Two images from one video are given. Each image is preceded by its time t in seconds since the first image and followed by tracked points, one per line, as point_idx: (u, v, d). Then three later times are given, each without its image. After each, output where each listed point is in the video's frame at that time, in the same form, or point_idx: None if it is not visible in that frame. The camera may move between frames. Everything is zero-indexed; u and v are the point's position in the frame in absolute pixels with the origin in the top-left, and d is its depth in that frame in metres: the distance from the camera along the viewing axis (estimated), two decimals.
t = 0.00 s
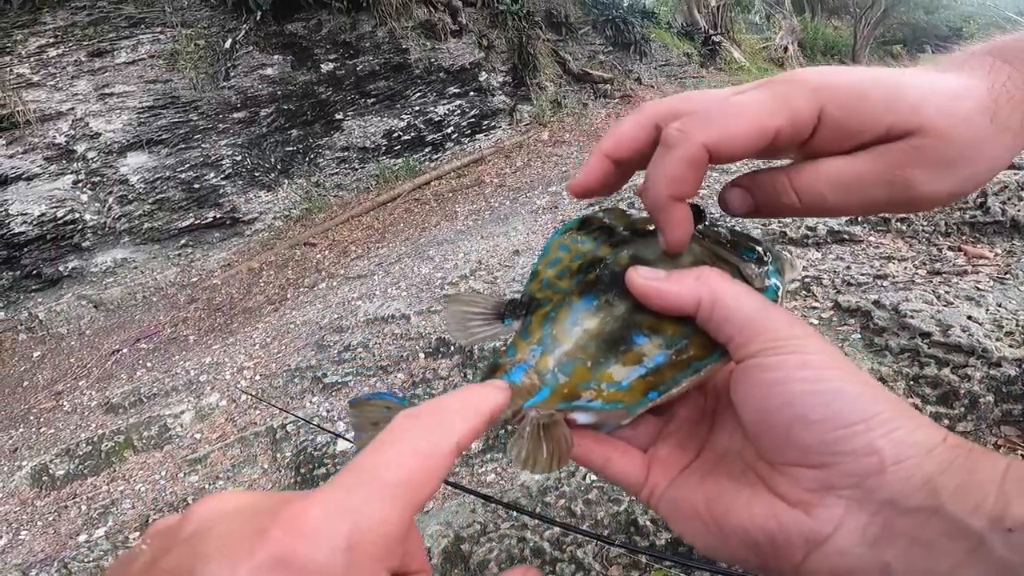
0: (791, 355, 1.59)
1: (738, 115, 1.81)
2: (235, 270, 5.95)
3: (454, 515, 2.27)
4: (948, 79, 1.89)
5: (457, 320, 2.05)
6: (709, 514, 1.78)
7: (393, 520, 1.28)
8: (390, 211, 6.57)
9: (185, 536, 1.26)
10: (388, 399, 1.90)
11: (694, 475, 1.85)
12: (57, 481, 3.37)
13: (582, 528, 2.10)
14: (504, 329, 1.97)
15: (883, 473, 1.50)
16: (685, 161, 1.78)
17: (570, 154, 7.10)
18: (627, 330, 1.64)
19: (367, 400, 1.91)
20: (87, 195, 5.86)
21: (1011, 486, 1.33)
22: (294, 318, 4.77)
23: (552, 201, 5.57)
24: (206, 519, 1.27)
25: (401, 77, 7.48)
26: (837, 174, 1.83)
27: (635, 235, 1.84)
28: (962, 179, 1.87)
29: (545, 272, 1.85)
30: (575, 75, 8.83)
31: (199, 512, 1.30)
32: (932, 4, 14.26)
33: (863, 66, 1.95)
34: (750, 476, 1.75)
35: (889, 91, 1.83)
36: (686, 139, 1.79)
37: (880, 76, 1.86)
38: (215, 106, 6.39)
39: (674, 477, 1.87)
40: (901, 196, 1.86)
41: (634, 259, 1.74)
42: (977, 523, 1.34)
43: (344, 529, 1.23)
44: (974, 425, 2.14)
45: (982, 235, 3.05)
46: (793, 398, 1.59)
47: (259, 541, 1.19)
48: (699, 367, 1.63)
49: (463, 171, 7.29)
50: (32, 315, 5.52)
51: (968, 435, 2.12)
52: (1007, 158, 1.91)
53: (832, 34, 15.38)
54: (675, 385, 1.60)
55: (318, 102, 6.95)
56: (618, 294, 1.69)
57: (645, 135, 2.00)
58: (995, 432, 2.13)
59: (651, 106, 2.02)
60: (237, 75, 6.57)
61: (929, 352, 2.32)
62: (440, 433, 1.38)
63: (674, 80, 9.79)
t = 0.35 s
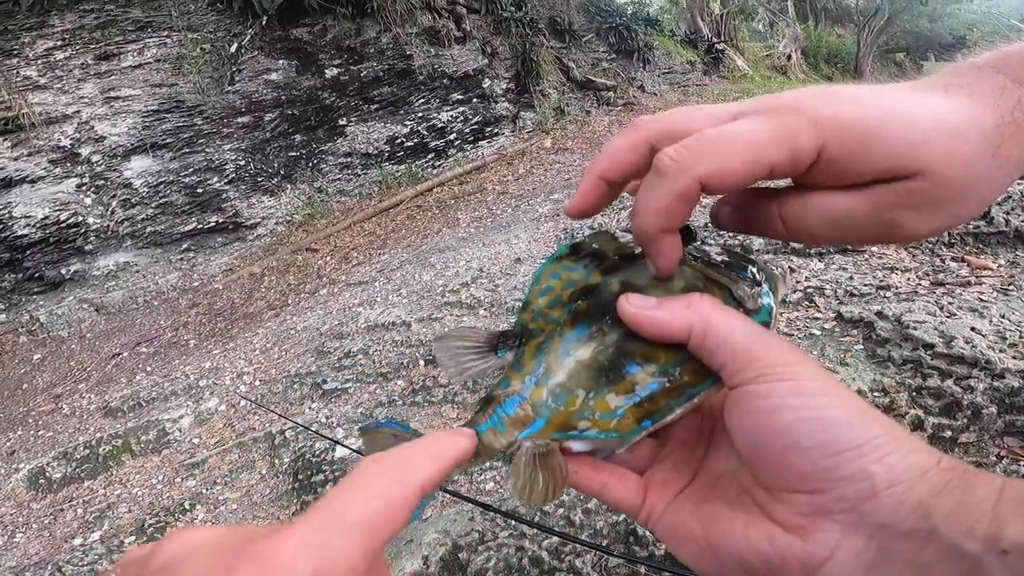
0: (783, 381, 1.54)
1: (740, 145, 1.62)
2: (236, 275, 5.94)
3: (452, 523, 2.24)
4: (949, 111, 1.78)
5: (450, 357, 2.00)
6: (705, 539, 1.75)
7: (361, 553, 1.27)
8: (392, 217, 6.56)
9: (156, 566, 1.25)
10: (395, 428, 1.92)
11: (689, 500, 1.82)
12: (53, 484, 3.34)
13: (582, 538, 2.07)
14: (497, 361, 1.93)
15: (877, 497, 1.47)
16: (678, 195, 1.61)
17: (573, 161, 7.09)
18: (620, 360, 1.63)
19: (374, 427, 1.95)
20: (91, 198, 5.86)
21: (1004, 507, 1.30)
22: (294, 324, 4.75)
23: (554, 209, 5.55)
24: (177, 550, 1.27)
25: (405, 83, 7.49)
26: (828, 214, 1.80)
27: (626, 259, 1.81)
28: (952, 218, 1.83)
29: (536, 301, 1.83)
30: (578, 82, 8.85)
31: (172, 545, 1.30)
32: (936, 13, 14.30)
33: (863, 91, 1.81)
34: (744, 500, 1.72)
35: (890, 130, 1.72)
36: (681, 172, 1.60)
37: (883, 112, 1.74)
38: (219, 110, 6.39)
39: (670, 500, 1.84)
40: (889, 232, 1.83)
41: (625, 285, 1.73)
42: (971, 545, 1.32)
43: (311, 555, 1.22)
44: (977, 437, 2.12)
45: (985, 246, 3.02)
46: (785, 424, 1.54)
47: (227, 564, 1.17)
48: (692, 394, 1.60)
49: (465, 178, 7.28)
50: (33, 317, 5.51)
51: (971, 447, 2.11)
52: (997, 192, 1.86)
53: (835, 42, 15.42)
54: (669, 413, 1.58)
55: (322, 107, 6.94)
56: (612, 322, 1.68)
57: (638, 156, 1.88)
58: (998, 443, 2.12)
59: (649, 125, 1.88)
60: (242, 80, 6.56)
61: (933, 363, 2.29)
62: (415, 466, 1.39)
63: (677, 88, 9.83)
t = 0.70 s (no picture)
0: (783, 384, 1.55)
1: (708, 139, 1.69)
2: (236, 278, 5.94)
3: (451, 526, 2.23)
4: (924, 116, 1.75)
5: (453, 359, 2.00)
6: (702, 538, 1.74)
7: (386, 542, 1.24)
8: (392, 220, 6.57)
9: (178, 553, 1.22)
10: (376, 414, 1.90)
11: (686, 501, 1.81)
12: (51, 486, 3.33)
13: (581, 540, 2.06)
14: (500, 357, 1.94)
15: (875, 498, 1.47)
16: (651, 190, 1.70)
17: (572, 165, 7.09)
18: (622, 359, 1.65)
19: (354, 412, 1.91)
20: (91, 201, 5.86)
21: (1001, 506, 1.29)
22: (294, 327, 4.75)
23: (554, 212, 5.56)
24: (199, 537, 1.23)
25: (405, 86, 7.49)
26: (799, 211, 1.81)
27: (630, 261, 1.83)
28: (924, 223, 1.80)
29: (539, 300, 1.84)
30: (578, 86, 8.88)
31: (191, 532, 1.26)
32: (937, 16, 14.35)
33: (841, 87, 1.79)
34: (742, 501, 1.71)
35: (861, 128, 1.71)
36: (647, 164, 1.70)
37: (855, 109, 1.72)
38: (220, 113, 6.40)
39: (668, 501, 1.83)
40: (858, 234, 1.83)
41: (628, 286, 1.74)
42: (967, 545, 1.30)
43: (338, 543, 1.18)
44: (976, 439, 2.12)
45: (986, 249, 3.01)
46: (783, 425, 1.55)
47: (252, 553, 1.14)
48: (693, 395, 1.61)
49: (465, 181, 7.28)
50: (32, 319, 5.51)
51: (970, 450, 2.11)
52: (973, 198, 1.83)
53: (835, 45, 15.48)
54: (670, 413, 1.59)
55: (322, 110, 6.95)
56: (613, 325, 1.70)
57: (623, 147, 1.93)
58: (998, 446, 2.10)
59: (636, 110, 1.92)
60: (243, 82, 6.55)
61: (932, 366, 2.29)
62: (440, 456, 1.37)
63: (677, 91, 9.88)
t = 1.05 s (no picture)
0: (786, 393, 1.53)
1: (657, 146, 1.77)
2: (237, 276, 5.94)
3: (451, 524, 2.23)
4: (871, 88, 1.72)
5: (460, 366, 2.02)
6: (702, 544, 1.74)
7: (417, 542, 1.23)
8: (393, 219, 6.57)
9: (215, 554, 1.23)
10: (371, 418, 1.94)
11: (686, 507, 1.80)
12: (51, 483, 3.34)
13: (580, 539, 2.07)
14: (504, 363, 1.96)
15: (873, 507, 1.50)
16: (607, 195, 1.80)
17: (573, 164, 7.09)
18: (625, 366, 1.63)
19: (345, 416, 1.96)
20: (92, 198, 5.86)
21: (994, 519, 1.39)
22: (294, 324, 4.75)
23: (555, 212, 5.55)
24: (235, 538, 1.25)
25: (407, 85, 7.49)
26: (763, 187, 1.72)
27: (632, 265, 1.83)
28: (895, 190, 1.69)
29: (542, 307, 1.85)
30: (579, 85, 8.89)
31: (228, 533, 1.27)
32: (939, 17, 14.35)
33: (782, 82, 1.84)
34: (742, 507, 1.71)
35: (809, 96, 1.68)
36: (607, 174, 1.82)
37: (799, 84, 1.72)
38: (222, 111, 6.40)
39: (667, 506, 1.81)
40: (828, 206, 1.71)
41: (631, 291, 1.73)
42: (961, 551, 1.41)
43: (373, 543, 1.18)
44: (975, 440, 2.11)
45: (985, 250, 3.00)
46: (786, 434, 1.54)
47: (290, 557, 1.14)
48: (697, 403, 1.61)
49: (466, 180, 7.28)
50: (33, 317, 5.52)
51: (968, 449, 2.10)
52: (947, 168, 1.71)
53: (837, 45, 15.48)
54: (672, 421, 1.60)
55: (324, 109, 6.95)
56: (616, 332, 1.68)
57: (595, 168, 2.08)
58: (997, 446, 2.09)
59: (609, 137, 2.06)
60: (245, 81, 6.55)
61: (931, 366, 2.29)
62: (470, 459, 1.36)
63: (678, 90, 9.89)
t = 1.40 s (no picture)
0: (791, 403, 1.50)
1: (668, 156, 1.75)
2: (239, 276, 5.94)
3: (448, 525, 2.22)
4: (867, 96, 1.70)
5: (471, 373, 1.95)
6: (708, 555, 1.69)
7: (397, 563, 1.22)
8: (396, 221, 6.56)
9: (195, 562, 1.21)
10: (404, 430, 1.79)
11: (692, 517, 1.77)
12: (48, 481, 3.33)
13: (577, 543, 2.05)
14: (518, 373, 1.89)
15: (879, 518, 1.45)
16: (623, 206, 1.79)
17: (576, 169, 7.09)
18: (639, 378, 1.61)
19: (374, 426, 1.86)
20: (97, 196, 5.86)
21: (996, 531, 1.31)
22: (296, 325, 4.75)
23: (557, 216, 5.55)
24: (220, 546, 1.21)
25: (412, 87, 7.50)
26: (768, 198, 1.71)
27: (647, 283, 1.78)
28: (895, 198, 1.67)
29: (559, 317, 1.81)
30: (583, 90, 8.92)
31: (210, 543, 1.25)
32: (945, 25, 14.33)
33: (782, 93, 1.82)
34: (747, 518, 1.67)
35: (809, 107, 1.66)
36: (620, 188, 1.80)
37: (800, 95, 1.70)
38: (227, 111, 6.42)
39: (674, 518, 1.78)
40: (831, 215, 1.69)
41: (647, 308, 1.70)
42: (966, 564, 1.33)
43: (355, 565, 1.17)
44: (975, 448, 2.07)
45: (989, 259, 2.98)
46: (792, 444, 1.50)
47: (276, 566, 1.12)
48: (708, 415, 1.59)
49: (469, 183, 7.27)
50: (34, 314, 5.51)
51: (967, 457, 2.05)
52: (944, 175, 1.70)
53: (843, 53, 15.51)
54: (684, 432, 1.57)
55: (329, 110, 6.95)
56: (630, 344, 1.65)
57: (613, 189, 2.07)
58: (995, 454, 2.05)
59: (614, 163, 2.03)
60: (251, 81, 6.57)
61: (932, 374, 2.28)
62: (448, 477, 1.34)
63: (682, 96, 9.90)
